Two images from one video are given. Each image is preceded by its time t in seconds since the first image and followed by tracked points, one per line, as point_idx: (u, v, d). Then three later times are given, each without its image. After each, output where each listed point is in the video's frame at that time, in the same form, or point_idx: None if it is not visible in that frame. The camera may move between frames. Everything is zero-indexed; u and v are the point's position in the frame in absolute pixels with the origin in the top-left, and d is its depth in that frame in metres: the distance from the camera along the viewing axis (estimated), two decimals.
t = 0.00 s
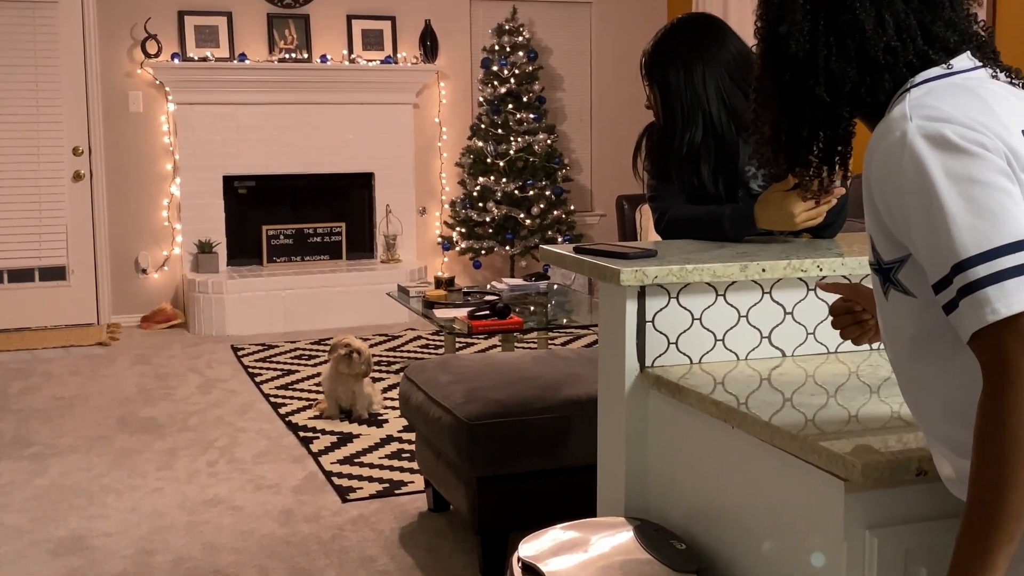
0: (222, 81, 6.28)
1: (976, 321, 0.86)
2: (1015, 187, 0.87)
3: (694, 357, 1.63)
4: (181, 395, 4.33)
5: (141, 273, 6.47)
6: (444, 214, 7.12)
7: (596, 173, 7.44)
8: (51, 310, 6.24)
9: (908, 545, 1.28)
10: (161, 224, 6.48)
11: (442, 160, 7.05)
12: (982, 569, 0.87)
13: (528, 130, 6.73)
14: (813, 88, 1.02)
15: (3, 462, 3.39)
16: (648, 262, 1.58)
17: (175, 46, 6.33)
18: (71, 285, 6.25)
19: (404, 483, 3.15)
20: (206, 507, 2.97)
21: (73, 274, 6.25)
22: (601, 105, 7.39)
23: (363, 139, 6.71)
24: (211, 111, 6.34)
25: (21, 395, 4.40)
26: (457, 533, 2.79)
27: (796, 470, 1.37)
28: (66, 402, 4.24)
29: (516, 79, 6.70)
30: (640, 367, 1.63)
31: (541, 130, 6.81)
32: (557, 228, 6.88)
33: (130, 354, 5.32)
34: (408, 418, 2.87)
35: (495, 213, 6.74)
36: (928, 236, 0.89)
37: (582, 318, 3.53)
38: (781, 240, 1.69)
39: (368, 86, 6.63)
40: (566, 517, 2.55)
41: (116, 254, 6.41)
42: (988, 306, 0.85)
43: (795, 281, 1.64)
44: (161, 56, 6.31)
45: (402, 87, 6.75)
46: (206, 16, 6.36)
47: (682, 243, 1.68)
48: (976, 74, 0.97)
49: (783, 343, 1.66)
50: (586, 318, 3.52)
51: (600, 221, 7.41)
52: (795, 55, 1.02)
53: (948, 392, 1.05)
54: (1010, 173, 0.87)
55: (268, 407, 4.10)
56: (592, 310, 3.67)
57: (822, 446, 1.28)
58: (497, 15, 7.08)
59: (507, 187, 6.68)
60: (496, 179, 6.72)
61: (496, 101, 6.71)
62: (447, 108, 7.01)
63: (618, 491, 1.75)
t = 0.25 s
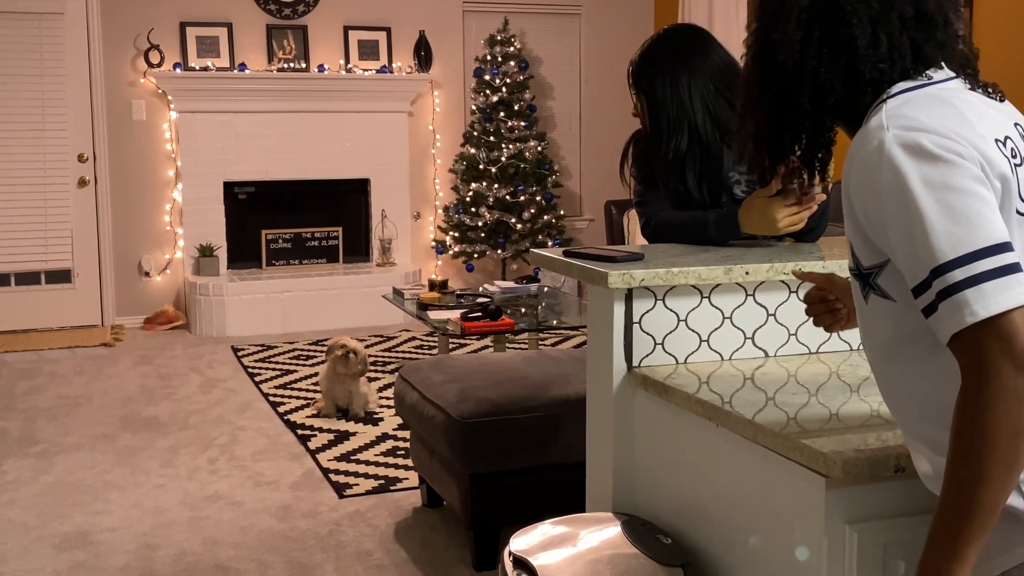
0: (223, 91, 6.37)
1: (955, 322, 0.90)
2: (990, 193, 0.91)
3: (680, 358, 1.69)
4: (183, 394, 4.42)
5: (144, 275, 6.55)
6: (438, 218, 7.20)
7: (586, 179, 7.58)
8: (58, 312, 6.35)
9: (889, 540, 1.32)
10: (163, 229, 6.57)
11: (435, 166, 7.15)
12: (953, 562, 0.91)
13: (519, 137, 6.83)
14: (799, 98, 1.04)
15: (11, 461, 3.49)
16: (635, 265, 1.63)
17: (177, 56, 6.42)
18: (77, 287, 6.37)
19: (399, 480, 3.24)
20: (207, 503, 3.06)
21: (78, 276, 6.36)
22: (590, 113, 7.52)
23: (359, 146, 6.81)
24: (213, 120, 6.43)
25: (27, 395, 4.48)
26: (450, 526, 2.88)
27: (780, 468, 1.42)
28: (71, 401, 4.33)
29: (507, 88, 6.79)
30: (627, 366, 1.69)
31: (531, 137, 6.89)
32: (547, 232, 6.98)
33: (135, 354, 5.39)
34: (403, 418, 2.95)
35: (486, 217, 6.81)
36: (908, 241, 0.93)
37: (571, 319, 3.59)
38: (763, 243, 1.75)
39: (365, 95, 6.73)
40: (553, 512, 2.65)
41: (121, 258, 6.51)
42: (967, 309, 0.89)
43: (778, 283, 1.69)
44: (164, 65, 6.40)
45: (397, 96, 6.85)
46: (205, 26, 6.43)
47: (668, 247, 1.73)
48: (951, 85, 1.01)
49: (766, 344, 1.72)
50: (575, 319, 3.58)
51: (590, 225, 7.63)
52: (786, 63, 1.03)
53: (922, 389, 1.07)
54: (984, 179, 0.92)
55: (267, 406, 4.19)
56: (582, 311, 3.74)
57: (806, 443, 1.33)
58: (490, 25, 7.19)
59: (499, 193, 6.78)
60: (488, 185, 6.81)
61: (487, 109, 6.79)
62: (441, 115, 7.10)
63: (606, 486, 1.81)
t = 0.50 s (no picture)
0: (224, 100, 6.47)
1: (927, 328, 0.91)
2: (973, 203, 0.92)
3: (667, 358, 1.74)
4: (184, 393, 4.49)
5: (147, 278, 6.65)
6: (432, 223, 7.31)
7: (575, 185, 7.71)
8: (62, 313, 6.45)
9: (868, 534, 1.37)
10: (165, 233, 6.67)
11: (429, 172, 7.27)
12: (916, 559, 0.92)
13: (511, 144, 6.94)
14: (819, 87, 1.00)
15: (17, 457, 3.55)
16: (623, 268, 1.68)
17: (178, 65, 6.52)
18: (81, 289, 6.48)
19: (394, 477, 3.31)
20: (208, 499, 3.11)
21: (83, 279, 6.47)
22: (580, 122, 7.64)
23: (356, 153, 6.92)
24: (214, 127, 6.53)
25: (33, 394, 4.53)
26: (443, 521, 2.94)
27: (764, 465, 1.47)
28: (76, 400, 4.39)
29: (499, 97, 6.89)
30: (616, 366, 1.74)
31: (522, 144, 7.00)
32: (540, 237, 7.07)
33: (137, 355, 5.46)
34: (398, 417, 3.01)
35: (479, 222, 6.94)
36: (889, 246, 0.93)
37: (561, 321, 3.64)
38: (747, 247, 1.80)
39: (362, 103, 6.83)
40: (544, 509, 2.70)
41: (123, 262, 6.59)
42: (940, 316, 0.89)
43: (762, 286, 1.75)
44: (167, 75, 6.49)
45: (393, 105, 6.96)
46: (206, 36, 6.53)
47: (656, 251, 1.79)
48: (948, 89, 1.00)
49: (751, 345, 1.77)
50: (565, 321, 3.63)
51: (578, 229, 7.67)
52: (809, 50, 0.99)
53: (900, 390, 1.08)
54: (967, 189, 0.92)
55: (266, 404, 4.26)
56: (572, 313, 3.79)
57: (788, 441, 1.38)
58: (483, 36, 7.30)
59: (491, 199, 6.89)
60: (481, 191, 6.92)
61: (480, 117, 6.90)
62: (435, 123, 7.21)
63: (596, 483, 1.87)
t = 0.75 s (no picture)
0: (225, 107, 6.63)
1: (923, 330, 0.95)
2: (959, 207, 0.97)
3: (654, 359, 1.79)
4: (186, 392, 4.55)
5: (149, 281, 6.82)
6: (426, 228, 7.50)
7: (565, 191, 7.89)
8: (66, 316, 6.65)
9: (847, 529, 1.43)
10: (167, 237, 6.83)
11: (424, 178, 7.45)
12: (911, 551, 0.97)
13: (503, 151, 7.11)
14: (767, 114, 1.09)
15: (23, 455, 3.60)
16: (611, 271, 1.73)
17: (181, 74, 6.67)
18: (86, 293, 6.67)
19: (389, 474, 3.37)
20: (209, 496, 3.17)
21: (88, 282, 6.65)
22: (570, 130, 7.82)
23: (353, 160, 7.10)
24: (214, 134, 6.70)
25: (39, 394, 4.58)
26: (436, 517, 2.99)
27: (749, 462, 1.52)
28: (80, 399, 4.45)
29: (490, 105, 7.05)
30: (605, 367, 1.79)
31: (514, 152, 7.18)
32: (529, 241, 7.26)
33: (140, 355, 5.54)
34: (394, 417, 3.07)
35: (472, 226, 7.11)
36: (881, 250, 0.98)
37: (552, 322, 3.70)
38: (733, 249, 1.85)
39: (358, 112, 7.00)
40: (535, 505, 2.76)
41: (126, 266, 6.76)
42: (935, 317, 0.94)
43: (746, 289, 1.80)
44: (168, 83, 6.65)
45: (388, 112, 7.13)
46: (207, 46, 6.69)
47: (644, 255, 1.84)
48: (920, 100, 1.07)
49: (735, 346, 1.82)
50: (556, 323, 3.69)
51: (568, 234, 7.91)
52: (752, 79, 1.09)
53: (889, 392, 1.14)
54: (953, 194, 0.97)
55: (264, 404, 4.32)
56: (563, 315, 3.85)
57: (771, 440, 1.43)
58: (475, 46, 7.48)
59: (483, 204, 7.06)
60: (473, 197, 7.10)
61: (473, 125, 7.07)
62: (430, 131, 7.39)
63: (586, 481, 1.92)
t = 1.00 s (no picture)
0: (224, 116, 6.74)
1: (893, 321, 0.99)
2: (933, 205, 1.01)
3: (641, 360, 1.84)
4: (186, 392, 4.61)
5: (150, 284, 6.91)
6: (421, 232, 7.61)
7: (556, 198, 8.00)
8: (70, 318, 6.75)
9: (827, 526, 1.48)
10: (168, 241, 6.93)
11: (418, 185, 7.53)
12: (908, 547, 1.00)
13: (495, 158, 7.25)
14: (774, 123, 1.12)
15: (28, 453, 3.65)
16: (600, 275, 1.78)
17: (181, 82, 6.76)
18: (90, 296, 6.78)
19: (384, 472, 3.43)
20: (209, 493, 3.23)
21: (91, 285, 6.75)
22: (559, 138, 7.94)
23: (349, 167, 7.20)
24: (215, 142, 6.81)
25: (44, 394, 4.63)
26: (430, 514, 3.05)
27: (734, 459, 1.56)
28: (84, 399, 4.50)
29: (483, 114, 7.23)
30: (593, 367, 1.84)
31: (505, 159, 7.32)
32: (521, 245, 7.39)
33: (142, 356, 5.60)
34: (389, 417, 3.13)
35: (464, 231, 7.22)
36: (857, 245, 1.02)
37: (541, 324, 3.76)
38: (717, 254, 1.91)
39: (353, 120, 7.11)
40: (525, 502, 2.82)
41: (128, 269, 6.85)
42: (907, 309, 0.98)
43: (731, 293, 1.85)
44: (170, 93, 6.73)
45: (384, 120, 7.24)
46: (207, 55, 6.79)
47: (632, 260, 1.89)
48: (907, 105, 1.11)
49: (721, 348, 1.88)
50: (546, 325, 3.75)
51: (558, 239, 8.05)
52: (759, 90, 1.11)
53: (866, 386, 1.18)
54: (928, 193, 1.01)
55: (262, 403, 4.38)
56: (552, 317, 3.92)
57: (754, 439, 1.48)
58: (468, 56, 7.59)
59: (475, 209, 7.18)
60: (466, 202, 7.21)
61: (465, 133, 7.22)
62: (424, 139, 7.49)
63: (575, 479, 1.98)
